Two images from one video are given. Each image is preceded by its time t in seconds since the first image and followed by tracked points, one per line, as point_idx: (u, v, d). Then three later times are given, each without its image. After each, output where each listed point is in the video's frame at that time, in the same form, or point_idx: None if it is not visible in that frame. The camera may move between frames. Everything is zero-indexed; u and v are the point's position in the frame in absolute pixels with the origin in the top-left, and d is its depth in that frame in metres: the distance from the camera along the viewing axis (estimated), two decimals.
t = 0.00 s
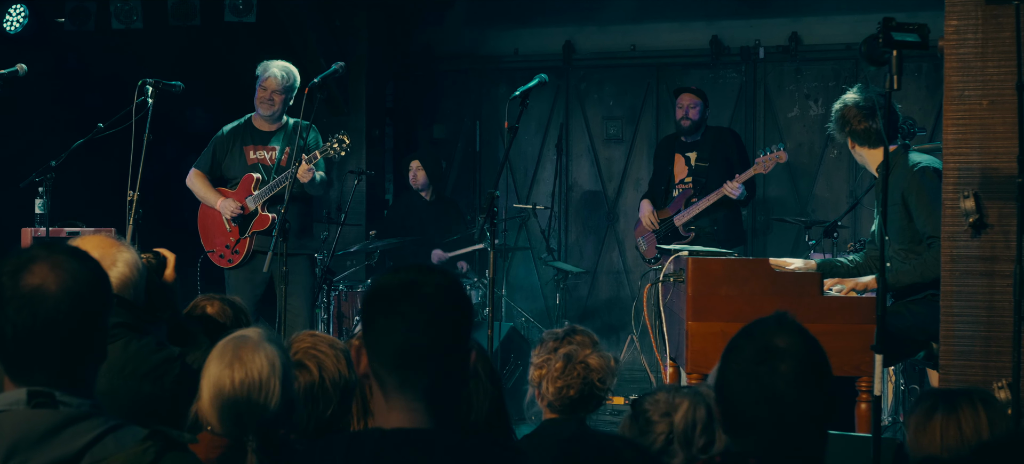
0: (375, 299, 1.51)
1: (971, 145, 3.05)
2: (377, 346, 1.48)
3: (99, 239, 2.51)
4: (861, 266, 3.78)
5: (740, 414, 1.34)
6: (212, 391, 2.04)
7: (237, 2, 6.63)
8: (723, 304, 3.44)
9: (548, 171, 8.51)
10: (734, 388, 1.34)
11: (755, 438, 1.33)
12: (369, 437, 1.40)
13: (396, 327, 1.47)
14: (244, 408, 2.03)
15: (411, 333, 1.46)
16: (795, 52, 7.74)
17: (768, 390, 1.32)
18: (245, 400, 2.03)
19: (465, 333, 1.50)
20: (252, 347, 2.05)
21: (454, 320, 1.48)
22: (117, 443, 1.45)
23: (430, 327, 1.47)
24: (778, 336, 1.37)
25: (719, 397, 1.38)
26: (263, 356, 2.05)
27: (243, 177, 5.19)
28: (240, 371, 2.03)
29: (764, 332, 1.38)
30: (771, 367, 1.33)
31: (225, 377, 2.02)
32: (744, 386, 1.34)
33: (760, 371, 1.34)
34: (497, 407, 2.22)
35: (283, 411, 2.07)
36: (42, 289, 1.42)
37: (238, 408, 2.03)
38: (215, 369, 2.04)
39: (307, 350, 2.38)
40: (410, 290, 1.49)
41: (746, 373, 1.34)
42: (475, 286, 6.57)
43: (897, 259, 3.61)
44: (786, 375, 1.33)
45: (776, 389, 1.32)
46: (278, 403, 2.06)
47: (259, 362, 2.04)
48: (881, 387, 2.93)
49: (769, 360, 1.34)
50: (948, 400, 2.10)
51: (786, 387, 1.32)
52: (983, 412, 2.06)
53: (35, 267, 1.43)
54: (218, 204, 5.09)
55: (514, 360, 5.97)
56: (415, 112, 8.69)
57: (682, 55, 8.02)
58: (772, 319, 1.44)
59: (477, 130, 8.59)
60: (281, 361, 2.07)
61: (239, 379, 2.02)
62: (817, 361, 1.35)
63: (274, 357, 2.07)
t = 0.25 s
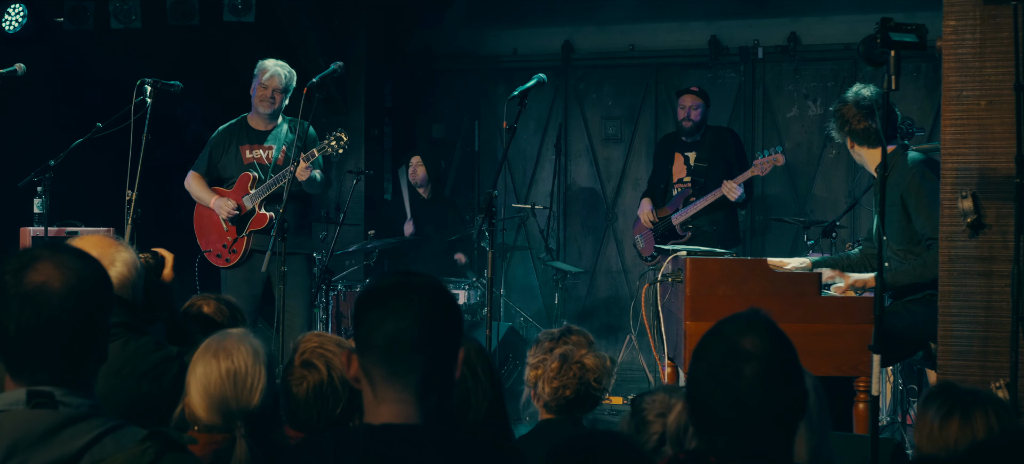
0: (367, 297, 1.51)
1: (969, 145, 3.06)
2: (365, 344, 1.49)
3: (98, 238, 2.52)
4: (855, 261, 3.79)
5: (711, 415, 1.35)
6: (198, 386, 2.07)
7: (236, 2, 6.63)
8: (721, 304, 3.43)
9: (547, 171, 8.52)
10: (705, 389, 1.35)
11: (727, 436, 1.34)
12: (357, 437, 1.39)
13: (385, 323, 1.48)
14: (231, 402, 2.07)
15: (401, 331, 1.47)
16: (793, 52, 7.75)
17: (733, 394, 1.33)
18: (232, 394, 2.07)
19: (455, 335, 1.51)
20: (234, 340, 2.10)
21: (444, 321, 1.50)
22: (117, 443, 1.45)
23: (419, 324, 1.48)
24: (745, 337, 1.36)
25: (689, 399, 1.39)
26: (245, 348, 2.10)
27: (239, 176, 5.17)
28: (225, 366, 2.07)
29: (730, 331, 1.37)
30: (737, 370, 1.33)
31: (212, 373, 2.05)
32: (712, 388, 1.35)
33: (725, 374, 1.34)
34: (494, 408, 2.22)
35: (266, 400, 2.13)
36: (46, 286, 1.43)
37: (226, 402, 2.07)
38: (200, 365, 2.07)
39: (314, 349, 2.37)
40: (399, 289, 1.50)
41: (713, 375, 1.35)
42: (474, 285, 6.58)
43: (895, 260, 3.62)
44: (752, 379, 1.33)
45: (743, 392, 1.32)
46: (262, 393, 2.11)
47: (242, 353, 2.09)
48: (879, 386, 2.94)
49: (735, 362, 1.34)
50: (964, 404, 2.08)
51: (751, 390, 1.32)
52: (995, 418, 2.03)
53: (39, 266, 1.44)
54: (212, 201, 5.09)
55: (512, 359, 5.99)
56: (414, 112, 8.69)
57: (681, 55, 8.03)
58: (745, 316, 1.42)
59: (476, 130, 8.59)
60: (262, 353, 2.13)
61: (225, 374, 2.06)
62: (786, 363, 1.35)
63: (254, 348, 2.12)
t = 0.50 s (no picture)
0: (348, 300, 1.52)
1: (963, 145, 3.07)
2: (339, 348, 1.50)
3: (94, 239, 2.52)
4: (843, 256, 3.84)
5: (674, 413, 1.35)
6: (186, 393, 2.09)
7: (232, 2, 6.62)
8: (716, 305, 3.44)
9: (543, 171, 8.52)
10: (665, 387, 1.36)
11: (687, 434, 1.33)
12: (333, 430, 1.38)
13: (360, 324, 1.49)
14: (219, 408, 2.10)
15: (376, 335, 1.48)
16: (789, 52, 7.77)
17: (692, 391, 1.33)
18: (220, 400, 2.10)
19: (428, 339, 1.52)
20: (221, 346, 2.12)
21: (419, 325, 1.51)
22: (116, 439, 1.46)
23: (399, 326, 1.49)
24: (706, 337, 1.36)
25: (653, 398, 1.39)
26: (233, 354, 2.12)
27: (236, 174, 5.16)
28: (213, 373, 2.09)
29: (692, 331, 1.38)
30: (696, 369, 1.34)
31: (200, 379, 2.08)
32: (674, 387, 1.35)
33: (685, 372, 1.35)
34: (489, 408, 2.21)
35: (256, 404, 2.15)
36: (43, 289, 1.43)
37: (214, 408, 2.09)
38: (189, 372, 2.10)
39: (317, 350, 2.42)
40: (375, 294, 1.52)
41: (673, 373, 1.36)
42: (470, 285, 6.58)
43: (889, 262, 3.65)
44: (711, 380, 1.33)
45: (699, 390, 1.32)
46: (252, 396, 2.14)
47: (230, 359, 2.11)
48: (874, 386, 2.94)
49: (694, 361, 1.34)
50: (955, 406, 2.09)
51: (709, 390, 1.32)
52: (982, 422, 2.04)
53: (34, 267, 1.44)
54: (206, 198, 5.09)
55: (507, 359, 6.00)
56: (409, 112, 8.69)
57: (676, 55, 8.04)
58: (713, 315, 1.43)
59: (471, 130, 8.59)
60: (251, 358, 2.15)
61: (213, 380, 2.09)
62: (747, 364, 1.35)
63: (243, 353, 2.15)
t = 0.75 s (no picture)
0: (328, 305, 1.54)
1: (960, 145, 3.07)
2: (320, 349, 1.50)
3: (89, 239, 2.52)
4: (836, 261, 3.85)
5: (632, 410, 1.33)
6: (182, 391, 2.10)
7: (228, 2, 6.61)
8: (714, 304, 3.44)
9: (540, 171, 8.52)
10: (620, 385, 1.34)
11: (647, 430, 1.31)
12: (311, 430, 1.35)
13: (340, 328, 1.50)
14: (212, 406, 2.10)
15: (357, 338, 1.49)
16: (786, 52, 7.77)
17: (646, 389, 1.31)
18: (212, 398, 2.10)
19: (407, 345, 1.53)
20: (217, 346, 2.11)
21: (398, 331, 1.52)
22: (113, 443, 1.45)
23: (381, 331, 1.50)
24: (660, 335, 1.34)
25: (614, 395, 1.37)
26: (229, 354, 2.11)
27: (232, 177, 5.16)
28: (205, 371, 2.09)
29: (645, 330, 1.36)
30: (651, 366, 1.32)
31: (192, 378, 2.08)
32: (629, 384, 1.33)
33: (639, 369, 1.33)
34: (485, 410, 2.20)
35: (252, 402, 2.15)
36: (42, 290, 1.43)
37: (206, 406, 2.09)
38: (185, 370, 2.11)
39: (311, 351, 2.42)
40: (355, 299, 1.53)
41: (628, 370, 1.34)
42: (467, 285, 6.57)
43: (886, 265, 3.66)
44: (664, 375, 1.31)
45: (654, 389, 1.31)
46: (247, 396, 2.14)
47: (225, 359, 2.10)
48: (871, 385, 2.94)
49: (649, 359, 1.33)
50: (946, 399, 2.10)
51: (664, 386, 1.30)
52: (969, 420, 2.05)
53: (32, 269, 1.44)
54: (208, 205, 5.06)
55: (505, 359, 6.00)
56: (406, 112, 8.68)
57: (673, 55, 8.04)
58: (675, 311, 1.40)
59: (469, 130, 8.58)
60: (248, 357, 2.14)
61: (204, 380, 2.09)
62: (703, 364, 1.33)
63: (240, 352, 2.13)
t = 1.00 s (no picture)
0: (336, 305, 1.53)
1: (961, 147, 3.07)
2: (330, 350, 1.50)
3: (92, 243, 2.52)
4: (843, 265, 3.83)
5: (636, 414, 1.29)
6: (183, 386, 2.08)
7: (230, 5, 6.61)
8: (715, 307, 3.44)
9: (541, 173, 8.52)
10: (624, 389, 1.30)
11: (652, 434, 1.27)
12: (322, 433, 1.35)
13: (348, 329, 1.49)
14: (215, 402, 2.07)
15: (364, 339, 1.48)
16: (787, 54, 7.77)
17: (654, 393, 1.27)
18: (215, 394, 2.08)
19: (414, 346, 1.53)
20: (220, 340, 2.11)
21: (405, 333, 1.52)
22: (117, 446, 1.45)
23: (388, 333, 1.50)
24: (669, 341, 1.30)
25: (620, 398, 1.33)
26: (231, 348, 2.10)
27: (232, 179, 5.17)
28: (208, 366, 2.07)
29: (655, 335, 1.31)
30: (658, 372, 1.28)
31: (195, 373, 2.06)
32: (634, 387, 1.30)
33: (646, 374, 1.29)
34: (489, 411, 2.20)
35: (253, 402, 2.12)
36: (47, 292, 1.43)
37: (209, 402, 2.07)
38: (187, 364, 2.09)
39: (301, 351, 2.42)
40: (363, 301, 1.52)
41: (634, 374, 1.30)
42: (468, 287, 6.57)
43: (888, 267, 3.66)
44: (672, 381, 1.27)
45: (658, 393, 1.27)
46: (247, 394, 2.11)
47: (227, 353, 2.09)
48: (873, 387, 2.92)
49: (655, 364, 1.29)
50: (948, 399, 2.10)
51: (671, 392, 1.27)
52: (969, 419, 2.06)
53: (39, 270, 1.44)
54: (208, 208, 5.07)
55: (507, 362, 6.00)
56: (407, 114, 8.68)
57: (675, 57, 8.04)
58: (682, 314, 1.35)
59: (470, 132, 8.59)
60: (250, 354, 2.12)
61: (207, 375, 2.07)
62: (713, 371, 1.29)
63: (243, 348, 2.12)
